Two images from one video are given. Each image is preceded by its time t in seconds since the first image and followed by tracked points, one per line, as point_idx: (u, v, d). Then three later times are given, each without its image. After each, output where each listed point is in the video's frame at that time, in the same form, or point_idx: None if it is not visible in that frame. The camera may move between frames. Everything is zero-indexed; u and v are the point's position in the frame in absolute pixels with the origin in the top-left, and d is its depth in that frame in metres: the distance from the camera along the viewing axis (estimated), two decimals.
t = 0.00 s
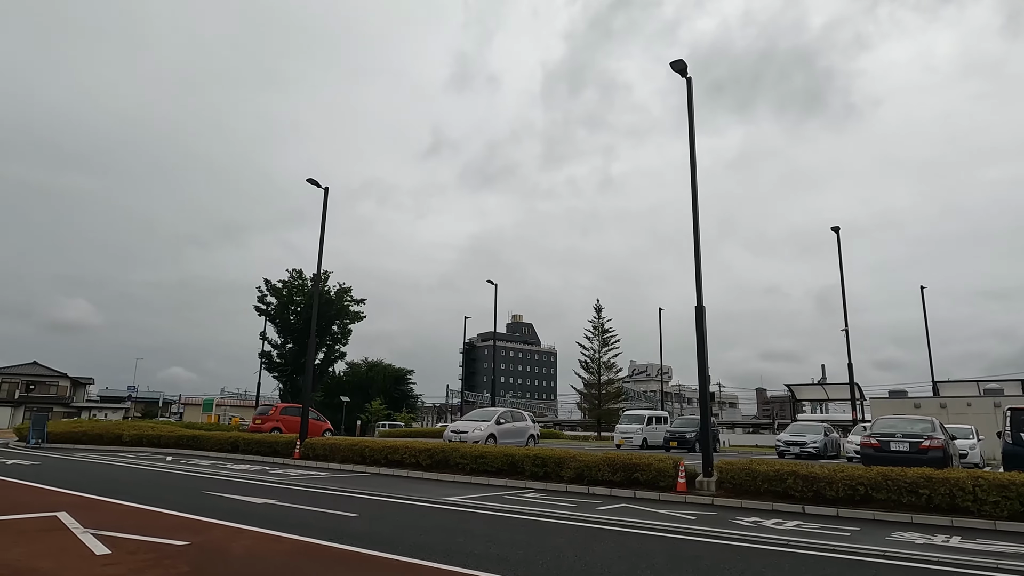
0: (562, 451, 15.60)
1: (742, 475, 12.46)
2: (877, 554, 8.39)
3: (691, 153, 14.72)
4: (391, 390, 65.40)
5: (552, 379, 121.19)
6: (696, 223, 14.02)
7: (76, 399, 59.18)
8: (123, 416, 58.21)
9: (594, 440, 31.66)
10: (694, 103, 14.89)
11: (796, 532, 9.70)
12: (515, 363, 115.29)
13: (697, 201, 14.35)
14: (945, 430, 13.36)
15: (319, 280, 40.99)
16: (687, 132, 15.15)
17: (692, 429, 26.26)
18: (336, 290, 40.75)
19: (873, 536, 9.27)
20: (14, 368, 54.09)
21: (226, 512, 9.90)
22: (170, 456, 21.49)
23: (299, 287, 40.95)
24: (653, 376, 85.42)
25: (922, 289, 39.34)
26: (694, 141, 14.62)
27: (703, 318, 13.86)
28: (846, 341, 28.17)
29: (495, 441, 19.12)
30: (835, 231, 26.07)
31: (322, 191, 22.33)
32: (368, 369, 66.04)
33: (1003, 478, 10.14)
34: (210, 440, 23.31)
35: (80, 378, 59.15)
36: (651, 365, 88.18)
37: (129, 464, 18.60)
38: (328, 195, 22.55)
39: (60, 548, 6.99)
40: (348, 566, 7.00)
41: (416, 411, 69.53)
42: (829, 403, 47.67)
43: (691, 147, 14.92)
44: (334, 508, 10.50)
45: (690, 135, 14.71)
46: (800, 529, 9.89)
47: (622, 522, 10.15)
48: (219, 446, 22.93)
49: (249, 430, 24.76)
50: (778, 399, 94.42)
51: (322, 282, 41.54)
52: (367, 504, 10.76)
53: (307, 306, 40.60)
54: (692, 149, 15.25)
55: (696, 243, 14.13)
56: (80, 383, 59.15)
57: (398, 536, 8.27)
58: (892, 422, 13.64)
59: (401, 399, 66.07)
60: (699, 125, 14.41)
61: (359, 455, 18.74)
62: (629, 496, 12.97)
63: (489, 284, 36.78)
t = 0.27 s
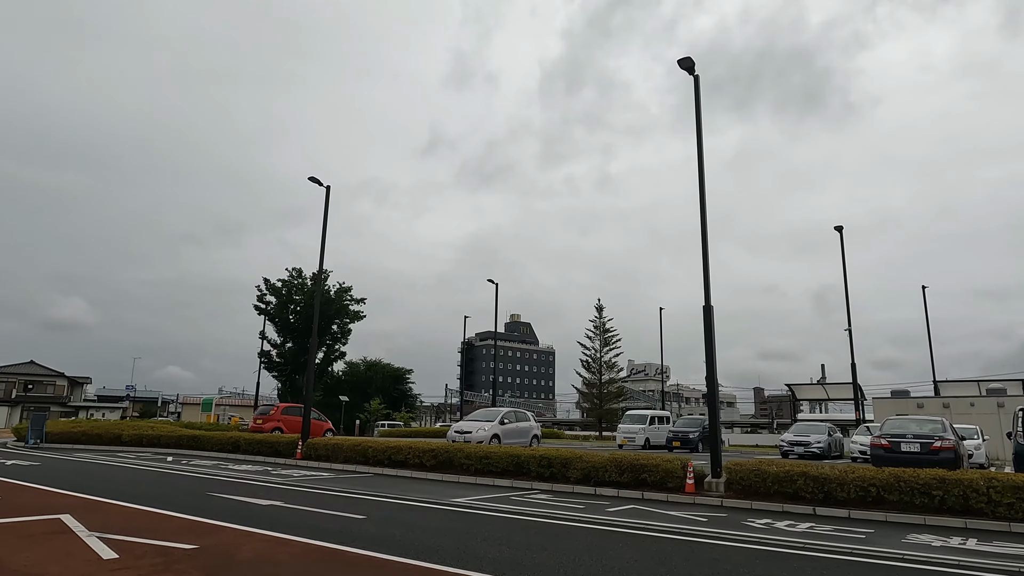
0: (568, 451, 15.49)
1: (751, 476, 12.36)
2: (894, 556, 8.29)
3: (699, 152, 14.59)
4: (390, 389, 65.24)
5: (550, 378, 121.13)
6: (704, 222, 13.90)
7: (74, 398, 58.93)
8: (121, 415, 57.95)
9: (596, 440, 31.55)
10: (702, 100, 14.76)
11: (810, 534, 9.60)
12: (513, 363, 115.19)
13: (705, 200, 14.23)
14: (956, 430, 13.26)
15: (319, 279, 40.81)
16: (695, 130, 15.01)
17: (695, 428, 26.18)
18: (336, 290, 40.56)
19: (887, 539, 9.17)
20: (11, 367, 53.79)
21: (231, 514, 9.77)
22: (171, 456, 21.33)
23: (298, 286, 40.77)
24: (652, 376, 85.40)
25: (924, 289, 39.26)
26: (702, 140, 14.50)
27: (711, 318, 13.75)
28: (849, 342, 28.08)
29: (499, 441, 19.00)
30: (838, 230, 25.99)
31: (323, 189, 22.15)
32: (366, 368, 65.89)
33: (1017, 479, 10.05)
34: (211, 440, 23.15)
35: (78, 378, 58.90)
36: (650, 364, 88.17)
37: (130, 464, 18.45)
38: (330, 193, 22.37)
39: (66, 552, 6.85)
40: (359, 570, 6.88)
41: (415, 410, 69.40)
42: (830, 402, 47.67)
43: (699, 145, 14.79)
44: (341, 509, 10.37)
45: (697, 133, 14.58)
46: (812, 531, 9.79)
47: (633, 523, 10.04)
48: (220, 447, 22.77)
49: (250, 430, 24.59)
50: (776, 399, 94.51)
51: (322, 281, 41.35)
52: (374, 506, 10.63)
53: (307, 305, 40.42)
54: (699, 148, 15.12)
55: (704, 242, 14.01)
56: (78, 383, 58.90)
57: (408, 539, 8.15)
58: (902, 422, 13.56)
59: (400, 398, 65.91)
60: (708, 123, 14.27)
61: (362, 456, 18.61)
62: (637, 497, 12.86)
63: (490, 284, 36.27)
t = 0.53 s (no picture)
0: (574, 448, 15.37)
1: (760, 473, 12.26)
2: (912, 554, 8.18)
3: (708, 146, 14.45)
4: (389, 387, 65.12)
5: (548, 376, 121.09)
6: (712, 217, 13.78)
7: (71, 396, 58.75)
8: (119, 413, 57.80)
9: (597, 437, 31.45)
10: (709, 94, 14.63)
11: (823, 531, 9.49)
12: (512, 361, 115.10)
13: (713, 195, 14.12)
14: (966, 428, 13.16)
15: (319, 276, 40.63)
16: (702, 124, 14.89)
17: (698, 426, 26.09)
18: (335, 287, 40.40)
19: (902, 536, 9.07)
20: (9, 365, 53.53)
21: (237, 511, 9.62)
22: (171, 453, 21.19)
23: (298, 283, 40.61)
24: (650, 374, 85.41)
25: (926, 287, 39.16)
26: (710, 134, 14.37)
27: (720, 314, 13.62)
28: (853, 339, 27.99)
29: (503, 438, 18.88)
30: (841, 227, 25.91)
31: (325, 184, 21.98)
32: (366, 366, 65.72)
33: None
34: (211, 438, 23.00)
35: (75, 375, 58.74)
36: (648, 362, 88.25)
37: (131, 461, 18.31)
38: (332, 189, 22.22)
39: (72, 550, 6.72)
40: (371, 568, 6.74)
41: (414, 408, 69.28)
42: (829, 400, 47.60)
43: (706, 140, 14.67)
44: (348, 506, 10.24)
45: (704, 128, 14.44)
46: (826, 528, 9.68)
47: (644, 520, 9.93)
48: (220, 444, 22.62)
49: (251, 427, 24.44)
50: (774, 397, 94.63)
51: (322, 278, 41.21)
52: (381, 503, 10.51)
53: (307, 302, 40.25)
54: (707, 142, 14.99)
55: (713, 237, 13.88)
56: (76, 380, 58.74)
57: (418, 536, 8.03)
58: (911, 419, 13.47)
59: (400, 396, 65.80)
60: (715, 118, 14.15)
61: (365, 453, 18.47)
62: (645, 494, 12.75)
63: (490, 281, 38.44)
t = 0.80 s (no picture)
0: (581, 446, 15.20)
1: (772, 472, 12.08)
2: (932, 555, 8.02)
3: (717, 140, 14.26)
4: (389, 384, 64.97)
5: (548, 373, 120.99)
6: (722, 212, 13.60)
7: (71, 392, 58.58)
8: (119, 410, 57.66)
9: (600, 435, 31.29)
10: (719, 88, 14.44)
11: (839, 531, 9.33)
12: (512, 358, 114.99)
13: (723, 190, 13.93)
14: (979, 425, 12.99)
15: (320, 272, 40.41)
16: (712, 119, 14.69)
17: (702, 423, 25.94)
18: (336, 283, 40.19)
19: (921, 536, 8.90)
20: (8, 362, 53.30)
21: (243, 511, 9.44)
22: (173, 451, 21.03)
23: (299, 280, 40.39)
24: (650, 371, 85.33)
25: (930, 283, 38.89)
26: (719, 129, 14.17)
27: (730, 310, 13.44)
28: (858, 337, 27.84)
29: (508, 436, 18.71)
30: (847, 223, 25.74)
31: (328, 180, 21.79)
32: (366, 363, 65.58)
33: None
34: (213, 435, 22.82)
35: (75, 372, 58.60)
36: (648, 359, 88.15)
37: (133, 459, 18.15)
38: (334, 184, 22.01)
39: (77, 552, 6.53)
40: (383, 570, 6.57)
41: (415, 405, 69.16)
42: (832, 397, 47.48)
43: (715, 134, 14.48)
44: (355, 506, 10.06)
45: (715, 122, 14.24)
46: (842, 528, 9.52)
47: (657, 520, 9.75)
48: (223, 441, 22.45)
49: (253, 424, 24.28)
50: (774, 394, 94.59)
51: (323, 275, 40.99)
52: (388, 503, 10.33)
53: (307, 298, 40.03)
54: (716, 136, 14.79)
55: (723, 233, 13.69)
56: (76, 377, 58.59)
57: (429, 536, 7.86)
58: (924, 417, 13.30)
59: (401, 393, 65.67)
60: (725, 112, 13.96)
61: (369, 451, 18.30)
62: (655, 493, 12.59)
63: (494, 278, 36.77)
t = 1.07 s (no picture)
0: (593, 446, 15.04)
1: (788, 471, 11.92)
2: (961, 557, 7.84)
3: (731, 135, 14.08)
4: (393, 383, 64.86)
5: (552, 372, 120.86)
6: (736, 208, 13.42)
7: (75, 392, 58.55)
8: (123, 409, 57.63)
9: (607, 434, 31.12)
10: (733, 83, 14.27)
11: (862, 532, 9.15)
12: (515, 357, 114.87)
13: (737, 186, 13.75)
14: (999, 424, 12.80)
15: (325, 271, 40.27)
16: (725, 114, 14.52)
17: (711, 422, 25.76)
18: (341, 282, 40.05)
19: (947, 537, 8.72)
20: (13, 361, 53.33)
21: (255, 511, 9.29)
22: (180, 450, 20.90)
23: (304, 279, 40.27)
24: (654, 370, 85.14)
25: (938, 280, 38.66)
26: (733, 124, 14.00)
27: (744, 308, 13.26)
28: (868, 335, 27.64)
29: (518, 435, 18.56)
30: (857, 220, 25.54)
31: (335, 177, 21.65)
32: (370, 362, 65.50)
33: None
34: (220, 435, 22.70)
35: (79, 371, 58.56)
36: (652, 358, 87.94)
37: (140, 458, 18.03)
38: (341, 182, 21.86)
39: (90, 554, 6.39)
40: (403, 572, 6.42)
41: (419, 404, 69.05)
42: (838, 396, 47.27)
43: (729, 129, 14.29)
44: (368, 506, 9.90)
45: (728, 117, 14.07)
46: (864, 529, 9.35)
47: (676, 521, 9.57)
48: (229, 441, 22.32)
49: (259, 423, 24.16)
50: (778, 393, 94.35)
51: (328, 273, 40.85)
52: (401, 503, 10.17)
53: (312, 297, 39.90)
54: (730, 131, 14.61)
55: (737, 229, 13.52)
56: (80, 376, 58.55)
57: (447, 538, 7.70)
58: (942, 415, 13.12)
59: (405, 392, 65.57)
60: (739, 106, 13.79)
61: (377, 450, 18.15)
62: (670, 493, 12.43)
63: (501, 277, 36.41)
